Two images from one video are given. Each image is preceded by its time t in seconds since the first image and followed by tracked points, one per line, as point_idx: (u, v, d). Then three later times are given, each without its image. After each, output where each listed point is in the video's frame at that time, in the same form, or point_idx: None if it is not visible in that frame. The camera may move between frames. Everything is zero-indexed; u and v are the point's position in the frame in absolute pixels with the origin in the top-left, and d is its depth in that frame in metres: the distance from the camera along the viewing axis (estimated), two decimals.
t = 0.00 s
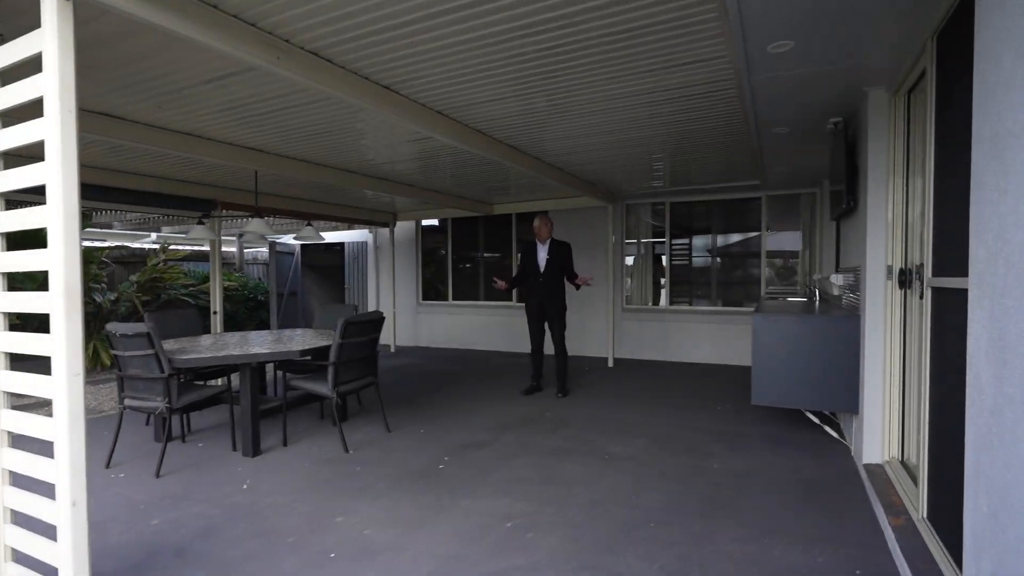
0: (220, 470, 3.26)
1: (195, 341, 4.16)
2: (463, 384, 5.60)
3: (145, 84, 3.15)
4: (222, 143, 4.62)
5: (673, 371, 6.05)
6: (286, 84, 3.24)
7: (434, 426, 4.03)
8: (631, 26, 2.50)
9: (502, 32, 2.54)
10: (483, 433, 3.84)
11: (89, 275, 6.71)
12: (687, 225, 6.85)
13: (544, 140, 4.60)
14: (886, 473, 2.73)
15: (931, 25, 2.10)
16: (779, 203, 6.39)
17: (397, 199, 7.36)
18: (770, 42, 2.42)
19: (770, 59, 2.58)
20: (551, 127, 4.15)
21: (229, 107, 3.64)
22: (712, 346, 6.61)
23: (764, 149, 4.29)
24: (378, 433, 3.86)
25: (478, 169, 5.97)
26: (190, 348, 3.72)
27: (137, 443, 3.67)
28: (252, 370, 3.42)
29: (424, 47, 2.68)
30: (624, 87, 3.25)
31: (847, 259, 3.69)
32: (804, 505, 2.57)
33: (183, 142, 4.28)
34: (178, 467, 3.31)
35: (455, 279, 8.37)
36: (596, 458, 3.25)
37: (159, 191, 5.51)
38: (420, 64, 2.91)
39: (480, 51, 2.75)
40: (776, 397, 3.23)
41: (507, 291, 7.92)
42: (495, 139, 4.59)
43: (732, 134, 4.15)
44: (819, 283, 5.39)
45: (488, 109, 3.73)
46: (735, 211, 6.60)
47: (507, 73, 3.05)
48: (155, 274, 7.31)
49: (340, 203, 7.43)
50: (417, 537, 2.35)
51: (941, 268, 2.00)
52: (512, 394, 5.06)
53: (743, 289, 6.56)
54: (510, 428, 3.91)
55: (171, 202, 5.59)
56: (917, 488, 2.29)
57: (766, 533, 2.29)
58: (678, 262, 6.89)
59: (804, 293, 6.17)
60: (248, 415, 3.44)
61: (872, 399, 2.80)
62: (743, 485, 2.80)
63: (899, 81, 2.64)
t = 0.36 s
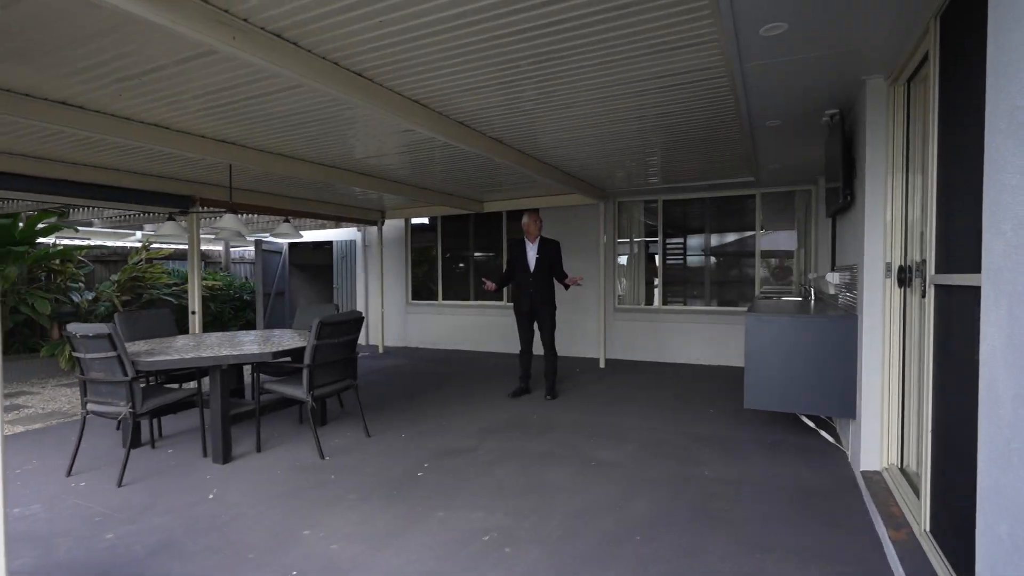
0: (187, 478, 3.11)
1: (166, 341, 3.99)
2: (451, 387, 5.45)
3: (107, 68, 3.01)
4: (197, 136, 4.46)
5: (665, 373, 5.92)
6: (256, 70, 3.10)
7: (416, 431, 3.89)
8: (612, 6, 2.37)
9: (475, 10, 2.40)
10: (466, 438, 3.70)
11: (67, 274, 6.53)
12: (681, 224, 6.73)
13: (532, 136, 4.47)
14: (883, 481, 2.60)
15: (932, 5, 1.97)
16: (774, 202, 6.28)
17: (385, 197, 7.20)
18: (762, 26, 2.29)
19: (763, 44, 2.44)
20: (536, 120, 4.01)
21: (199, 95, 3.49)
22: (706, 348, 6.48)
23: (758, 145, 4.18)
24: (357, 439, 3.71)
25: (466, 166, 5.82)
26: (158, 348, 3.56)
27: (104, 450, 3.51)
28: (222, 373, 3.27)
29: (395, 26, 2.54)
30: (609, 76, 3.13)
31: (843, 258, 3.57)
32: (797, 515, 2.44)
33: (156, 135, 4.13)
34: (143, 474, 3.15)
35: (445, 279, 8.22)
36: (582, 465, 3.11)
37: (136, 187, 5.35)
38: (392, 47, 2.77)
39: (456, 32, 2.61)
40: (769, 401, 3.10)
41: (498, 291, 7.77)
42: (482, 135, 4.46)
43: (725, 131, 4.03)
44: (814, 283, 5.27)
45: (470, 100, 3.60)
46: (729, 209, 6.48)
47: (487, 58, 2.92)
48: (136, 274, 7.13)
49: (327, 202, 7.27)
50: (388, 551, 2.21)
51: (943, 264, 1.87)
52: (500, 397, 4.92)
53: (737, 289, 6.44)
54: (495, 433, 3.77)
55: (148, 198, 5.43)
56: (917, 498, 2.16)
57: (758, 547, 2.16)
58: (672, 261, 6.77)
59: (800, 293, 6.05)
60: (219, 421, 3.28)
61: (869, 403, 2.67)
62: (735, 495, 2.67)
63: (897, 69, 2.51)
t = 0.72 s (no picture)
0: (158, 494, 2.95)
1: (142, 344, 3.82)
2: (443, 393, 5.29)
3: (71, 59, 2.85)
4: (177, 134, 4.30)
5: (664, 378, 5.75)
6: (229, 62, 2.94)
7: (403, 442, 3.72)
8: None
9: None
10: (454, 450, 3.53)
11: (51, 276, 6.38)
12: (681, 224, 6.56)
13: (526, 134, 4.30)
14: (893, 501, 2.43)
15: None
16: (776, 202, 6.11)
17: (377, 198, 7.04)
18: (765, 13, 2.11)
19: (765, 33, 2.26)
20: (528, 117, 3.85)
21: (173, 89, 3.33)
22: (707, 352, 6.31)
23: (760, 143, 4.00)
24: (340, 451, 3.54)
25: (459, 165, 5.66)
26: (133, 352, 3.40)
27: (73, 462, 3.35)
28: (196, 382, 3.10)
29: (369, 12, 2.36)
30: (601, 68, 2.96)
31: (849, 261, 3.41)
32: (801, 539, 2.27)
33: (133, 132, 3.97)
34: (112, 489, 2.99)
35: (440, 280, 8.06)
36: (574, 482, 2.94)
37: (118, 187, 5.18)
38: (368, 36, 2.59)
39: (435, 20, 2.43)
40: (772, 413, 2.93)
41: (493, 293, 7.61)
42: (473, 133, 4.29)
43: (725, 128, 3.85)
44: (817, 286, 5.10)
45: (458, 94, 3.43)
46: (730, 209, 6.31)
47: (471, 50, 2.75)
48: (123, 276, 6.97)
49: (318, 202, 7.10)
50: None
51: (964, 272, 1.70)
52: (493, 404, 4.75)
53: (738, 291, 6.28)
54: (483, 444, 3.61)
55: (130, 199, 5.27)
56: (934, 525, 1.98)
57: None
58: (671, 262, 6.61)
59: (802, 296, 5.88)
60: (192, 433, 3.11)
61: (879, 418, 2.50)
62: (734, 516, 2.51)
63: (909, 59, 2.34)
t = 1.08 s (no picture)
0: (131, 508, 2.80)
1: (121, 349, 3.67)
2: (437, 398, 5.14)
3: (39, 48, 2.70)
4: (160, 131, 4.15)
5: (665, 382, 5.60)
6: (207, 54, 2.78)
7: (392, 451, 3.57)
8: None
9: None
10: (445, 460, 3.38)
11: (38, 277, 6.24)
12: (683, 225, 6.41)
13: (523, 132, 4.12)
14: (910, 520, 2.28)
15: None
16: (780, 202, 5.95)
17: (372, 197, 6.90)
18: None
19: (773, 19, 2.10)
20: (526, 114, 3.68)
21: (152, 84, 3.18)
22: (709, 355, 6.14)
23: (765, 139, 3.83)
24: (326, 461, 3.39)
25: (454, 164, 5.51)
26: (108, 360, 3.27)
27: (46, 474, 3.20)
28: (172, 391, 2.95)
29: None
30: (599, 58, 2.77)
31: (859, 262, 3.25)
32: (812, 564, 2.12)
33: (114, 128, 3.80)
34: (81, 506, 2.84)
35: (437, 281, 7.92)
36: (569, 497, 2.79)
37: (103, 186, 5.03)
38: (351, 24, 2.42)
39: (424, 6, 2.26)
40: (778, 424, 2.78)
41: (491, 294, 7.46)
42: (469, 131, 4.11)
43: (729, 123, 3.67)
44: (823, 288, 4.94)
45: (449, 89, 3.25)
46: (733, 208, 6.15)
47: (463, 40, 2.58)
48: (113, 276, 6.84)
49: (312, 202, 6.96)
50: None
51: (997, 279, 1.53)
52: (487, 410, 4.61)
53: (741, 292, 6.14)
54: (476, 454, 3.46)
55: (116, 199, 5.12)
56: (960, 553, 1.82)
57: None
58: (672, 263, 6.45)
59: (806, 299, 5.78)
60: (169, 444, 2.96)
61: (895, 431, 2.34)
62: (739, 536, 2.35)
63: (927, 48, 2.18)
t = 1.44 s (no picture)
0: (108, 522, 2.67)
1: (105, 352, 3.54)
2: (434, 402, 4.99)
3: (10, 36, 2.57)
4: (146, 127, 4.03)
5: (671, 386, 5.42)
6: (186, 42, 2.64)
7: (385, 459, 3.43)
8: None
9: None
10: (439, 470, 3.23)
11: (30, 277, 6.13)
12: (688, 224, 6.23)
13: (523, 127, 3.94)
14: (934, 541, 2.12)
15: None
16: (789, 200, 5.77)
17: (371, 196, 6.76)
18: None
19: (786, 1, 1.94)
20: (528, 109, 3.51)
21: (133, 76, 3.05)
22: (716, 358, 5.96)
23: (776, 134, 3.66)
24: (314, 470, 3.25)
25: (453, 163, 5.36)
26: (88, 364, 3.14)
27: (23, 483, 3.08)
28: (151, 398, 2.81)
29: None
30: (601, 45, 2.59)
31: (876, 263, 3.08)
32: None
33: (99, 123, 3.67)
34: (55, 518, 2.71)
35: (437, 282, 7.78)
36: (569, 511, 2.64)
37: (93, 184, 4.92)
38: (332, 10, 2.26)
39: None
40: (790, 435, 2.62)
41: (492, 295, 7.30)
42: (466, 126, 3.94)
43: (738, 117, 3.49)
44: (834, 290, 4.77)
45: (444, 81, 3.08)
46: (741, 208, 5.98)
47: (458, 26, 2.41)
48: (108, 276, 6.73)
49: (310, 201, 6.83)
50: None
51: None
52: (486, 416, 4.45)
53: (748, 293, 5.98)
54: (472, 463, 3.31)
55: (107, 198, 5.00)
56: None
57: None
58: (677, 263, 6.28)
59: (816, 300, 5.64)
60: (147, 452, 2.82)
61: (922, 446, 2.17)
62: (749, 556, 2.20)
63: (954, 31, 2.01)
